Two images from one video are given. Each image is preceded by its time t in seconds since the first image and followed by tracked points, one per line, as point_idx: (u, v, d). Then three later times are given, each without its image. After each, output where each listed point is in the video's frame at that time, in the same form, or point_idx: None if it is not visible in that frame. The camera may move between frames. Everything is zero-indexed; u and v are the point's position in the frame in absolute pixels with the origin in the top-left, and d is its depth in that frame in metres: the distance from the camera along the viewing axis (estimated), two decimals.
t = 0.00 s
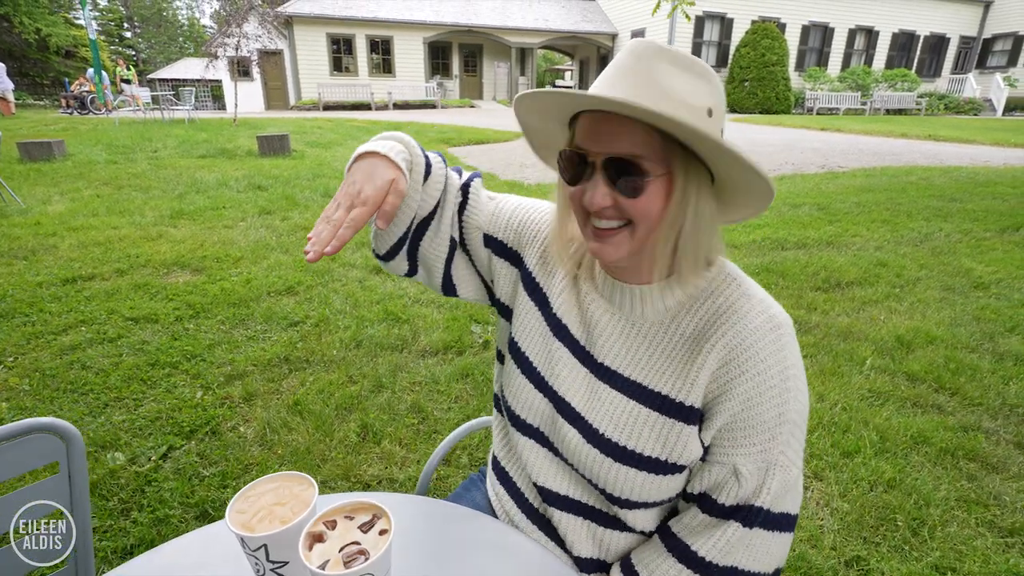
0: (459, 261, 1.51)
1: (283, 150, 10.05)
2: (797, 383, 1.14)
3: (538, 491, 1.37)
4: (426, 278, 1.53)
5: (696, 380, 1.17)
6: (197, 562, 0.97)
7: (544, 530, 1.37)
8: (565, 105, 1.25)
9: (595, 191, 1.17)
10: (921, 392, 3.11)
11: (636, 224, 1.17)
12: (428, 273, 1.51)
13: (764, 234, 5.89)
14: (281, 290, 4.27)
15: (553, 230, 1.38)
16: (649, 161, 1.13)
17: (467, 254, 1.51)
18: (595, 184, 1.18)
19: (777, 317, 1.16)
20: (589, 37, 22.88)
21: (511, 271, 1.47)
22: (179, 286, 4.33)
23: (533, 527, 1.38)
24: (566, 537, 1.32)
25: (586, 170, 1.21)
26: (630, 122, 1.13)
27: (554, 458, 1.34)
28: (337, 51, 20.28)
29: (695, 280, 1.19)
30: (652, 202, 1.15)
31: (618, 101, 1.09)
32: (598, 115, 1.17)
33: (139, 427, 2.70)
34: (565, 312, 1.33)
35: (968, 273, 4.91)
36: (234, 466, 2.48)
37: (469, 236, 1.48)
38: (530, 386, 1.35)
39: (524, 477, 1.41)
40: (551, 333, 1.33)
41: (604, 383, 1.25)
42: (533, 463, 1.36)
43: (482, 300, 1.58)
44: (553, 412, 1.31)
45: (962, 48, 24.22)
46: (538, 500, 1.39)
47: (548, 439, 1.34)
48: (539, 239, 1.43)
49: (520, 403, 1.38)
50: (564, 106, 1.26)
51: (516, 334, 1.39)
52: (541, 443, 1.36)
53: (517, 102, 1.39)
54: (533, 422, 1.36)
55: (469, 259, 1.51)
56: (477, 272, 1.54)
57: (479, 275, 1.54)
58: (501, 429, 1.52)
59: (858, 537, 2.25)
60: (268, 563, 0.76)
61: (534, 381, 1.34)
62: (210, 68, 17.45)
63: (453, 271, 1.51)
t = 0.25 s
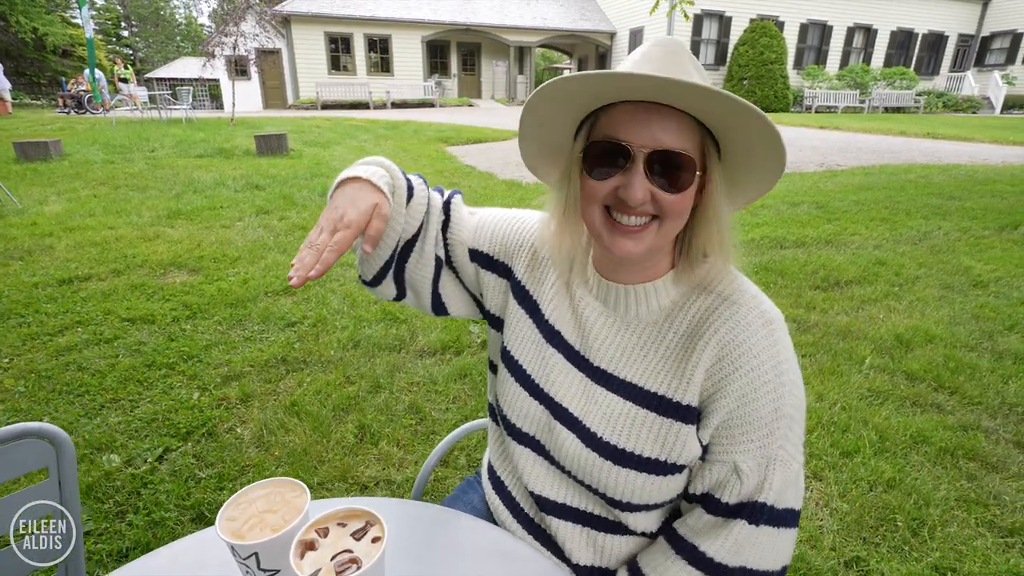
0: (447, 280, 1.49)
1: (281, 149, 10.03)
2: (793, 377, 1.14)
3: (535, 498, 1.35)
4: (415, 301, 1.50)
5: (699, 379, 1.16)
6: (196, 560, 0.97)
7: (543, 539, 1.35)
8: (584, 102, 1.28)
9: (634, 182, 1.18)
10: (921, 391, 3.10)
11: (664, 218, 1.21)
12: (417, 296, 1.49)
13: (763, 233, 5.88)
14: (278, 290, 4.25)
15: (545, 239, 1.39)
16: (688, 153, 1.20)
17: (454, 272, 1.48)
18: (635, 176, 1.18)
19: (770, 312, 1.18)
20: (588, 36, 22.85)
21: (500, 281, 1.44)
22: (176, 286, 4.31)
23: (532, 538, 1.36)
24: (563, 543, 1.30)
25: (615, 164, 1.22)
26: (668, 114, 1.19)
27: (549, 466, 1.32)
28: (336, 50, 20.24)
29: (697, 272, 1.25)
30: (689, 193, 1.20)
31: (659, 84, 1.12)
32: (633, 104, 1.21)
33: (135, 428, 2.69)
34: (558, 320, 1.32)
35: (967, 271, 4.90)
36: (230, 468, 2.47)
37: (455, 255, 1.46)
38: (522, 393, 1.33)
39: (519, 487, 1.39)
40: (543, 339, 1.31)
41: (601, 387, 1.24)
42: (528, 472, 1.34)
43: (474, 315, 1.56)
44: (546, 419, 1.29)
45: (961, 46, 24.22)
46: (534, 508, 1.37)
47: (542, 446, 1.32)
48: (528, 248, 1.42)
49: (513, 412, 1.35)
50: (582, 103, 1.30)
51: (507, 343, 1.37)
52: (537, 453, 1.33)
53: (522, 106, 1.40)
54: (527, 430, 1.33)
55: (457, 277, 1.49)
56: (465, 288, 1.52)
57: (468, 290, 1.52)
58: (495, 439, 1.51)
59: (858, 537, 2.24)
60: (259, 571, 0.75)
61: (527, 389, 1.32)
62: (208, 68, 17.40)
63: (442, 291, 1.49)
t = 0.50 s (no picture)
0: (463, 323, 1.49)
1: (278, 150, 10.01)
2: (817, 371, 1.12)
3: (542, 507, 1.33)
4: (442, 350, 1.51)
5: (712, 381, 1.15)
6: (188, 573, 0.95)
7: (550, 550, 1.33)
8: (591, 103, 1.28)
9: (642, 185, 1.18)
10: (919, 390, 3.10)
11: (669, 222, 1.20)
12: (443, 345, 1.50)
13: (761, 232, 5.88)
14: (275, 291, 4.24)
15: (549, 247, 1.41)
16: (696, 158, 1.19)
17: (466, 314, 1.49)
18: (642, 179, 1.18)
19: (779, 308, 1.17)
20: (585, 36, 22.85)
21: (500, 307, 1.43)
22: (173, 288, 4.29)
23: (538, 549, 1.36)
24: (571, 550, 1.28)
25: (622, 166, 1.22)
26: (678, 117, 1.19)
27: (556, 474, 1.29)
28: (332, 50, 20.22)
29: (702, 277, 1.22)
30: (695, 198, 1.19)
31: (668, 86, 1.11)
32: (642, 108, 1.21)
33: (131, 432, 2.67)
34: (561, 330, 1.32)
35: (964, 269, 4.91)
36: (227, 471, 2.45)
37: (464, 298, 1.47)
38: (528, 403, 1.31)
39: (524, 494, 1.39)
40: (546, 347, 1.32)
41: (616, 392, 1.23)
42: (533, 479, 1.33)
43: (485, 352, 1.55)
44: (555, 427, 1.27)
45: (957, 44, 24.28)
46: (538, 516, 1.37)
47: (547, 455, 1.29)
48: (533, 264, 1.42)
49: (519, 421, 1.33)
50: (589, 105, 1.30)
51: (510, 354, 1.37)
52: (543, 462, 1.31)
53: (529, 107, 1.40)
54: (534, 438, 1.31)
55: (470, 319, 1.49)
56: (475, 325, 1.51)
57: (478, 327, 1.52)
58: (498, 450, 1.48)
59: (858, 538, 2.23)
60: None
61: (534, 397, 1.30)
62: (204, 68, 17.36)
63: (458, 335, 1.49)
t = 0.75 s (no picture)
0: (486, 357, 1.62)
1: (274, 152, 9.99)
2: (840, 339, 1.09)
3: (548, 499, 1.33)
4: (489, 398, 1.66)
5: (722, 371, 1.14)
6: None
7: (555, 544, 1.32)
8: (588, 105, 1.29)
9: (642, 185, 1.17)
10: (919, 383, 3.09)
11: (667, 221, 1.20)
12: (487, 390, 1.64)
13: (758, 227, 5.88)
14: (273, 294, 4.22)
15: (555, 251, 1.42)
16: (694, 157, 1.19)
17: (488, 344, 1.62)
18: (643, 179, 1.18)
19: (786, 291, 1.15)
20: (580, 34, 22.82)
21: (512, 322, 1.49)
22: (170, 293, 4.28)
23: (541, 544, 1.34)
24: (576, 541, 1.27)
25: (621, 167, 1.22)
26: (674, 117, 1.18)
27: (558, 465, 1.30)
28: (327, 52, 20.18)
29: (702, 268, 1.19)
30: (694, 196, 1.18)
31: (663, 88, 1.11)
32: (641, 111, 1.20)
33: (129, 438, 2.66)
34: (565, 328, 1.35)
35: (962, 262, 4.91)
36: (226, 476, 2.44)
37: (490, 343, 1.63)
38: (531, 399, 1.35)
39: (530, 489, 1.38)
40: (551, 346, 1.35)
41: (622, 380, 1.23)
42: (537, 473, 1.34)
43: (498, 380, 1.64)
44: (562, 418, 1.29)
45: (951, 37, 24.30)
46: (544, 508, 1.36)
47: (550, 448, 1.30)
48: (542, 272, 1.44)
49: (525, 416, 1.37)
50: (587, 107, 1.30)
51: (517, 357, 1.42)
52: (545, 455, 1.32)
53: (528, 115, 1.40)
54: (539, 431, 1.33)
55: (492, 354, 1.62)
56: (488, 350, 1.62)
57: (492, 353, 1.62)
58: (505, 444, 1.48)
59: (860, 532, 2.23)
60: None
61: (537, 393, 1.34)
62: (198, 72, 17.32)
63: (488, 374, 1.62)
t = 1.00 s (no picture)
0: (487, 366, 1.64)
1: (268, 156, 9.96)
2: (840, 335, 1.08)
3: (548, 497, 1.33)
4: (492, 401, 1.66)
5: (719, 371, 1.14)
6: None
7: (556, 540, 1.32)
8: (573, 112, 1.28)
9: (632, 189, 1.17)
10: (916, 376, 3.10)
11: (659, 222, 1.19)
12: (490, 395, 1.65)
13: (754, 222, 5.88)
14: (269, 298, 4.21)
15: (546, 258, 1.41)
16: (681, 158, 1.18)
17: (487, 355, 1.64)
18: (632, 183, 1.17)
19: (780, 288, 1.15)
20: (573, 32, 22.82)
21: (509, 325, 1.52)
22: (165, 299, 4.26)
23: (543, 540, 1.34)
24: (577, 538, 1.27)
25: (609, 171, 1.21)
26: (660, 119, 1.18)
27: (556, 466, 1.30)
28: (320, 54, 20.14)
29: (696, 267, 1.18)
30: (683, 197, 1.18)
31: (647, 94, 1.11)
32: (624, 115, 1.20)
33: (126, 445, 2.64)
34: (562, 329, 1.35)
35: (957, 254, 4.92)
36: (224, 481, 2.44)
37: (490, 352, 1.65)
38: (530, 400, 1.35)
39: (532, 487, 1.38)
40: (551, 348, 1.35)
41: (618, 383, 1.23)
42: (537, 472, 1.34)
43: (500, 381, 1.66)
44: (559, 421, 1.29)
45: (942, 30, 24.36)
46: (544, 505, 1.35)
47: (549, 449, 1.31)
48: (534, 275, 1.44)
49: (524, 418, 1.38)
50: (572, 114, 1.29)
51: (515, 359, 1.42)
52: (544, 456, 1.32)
53: (512, 121, 1.40)
54: (538, 432, 1.33)
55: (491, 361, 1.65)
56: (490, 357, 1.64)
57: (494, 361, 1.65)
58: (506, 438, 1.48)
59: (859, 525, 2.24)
60: None
61: (535, 394, 1.34)
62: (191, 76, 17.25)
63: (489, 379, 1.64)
